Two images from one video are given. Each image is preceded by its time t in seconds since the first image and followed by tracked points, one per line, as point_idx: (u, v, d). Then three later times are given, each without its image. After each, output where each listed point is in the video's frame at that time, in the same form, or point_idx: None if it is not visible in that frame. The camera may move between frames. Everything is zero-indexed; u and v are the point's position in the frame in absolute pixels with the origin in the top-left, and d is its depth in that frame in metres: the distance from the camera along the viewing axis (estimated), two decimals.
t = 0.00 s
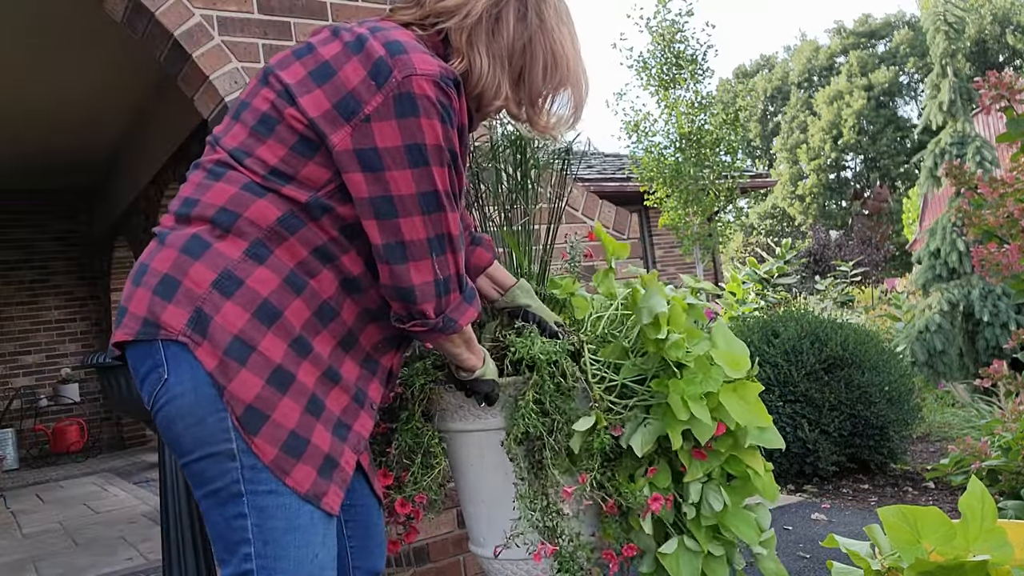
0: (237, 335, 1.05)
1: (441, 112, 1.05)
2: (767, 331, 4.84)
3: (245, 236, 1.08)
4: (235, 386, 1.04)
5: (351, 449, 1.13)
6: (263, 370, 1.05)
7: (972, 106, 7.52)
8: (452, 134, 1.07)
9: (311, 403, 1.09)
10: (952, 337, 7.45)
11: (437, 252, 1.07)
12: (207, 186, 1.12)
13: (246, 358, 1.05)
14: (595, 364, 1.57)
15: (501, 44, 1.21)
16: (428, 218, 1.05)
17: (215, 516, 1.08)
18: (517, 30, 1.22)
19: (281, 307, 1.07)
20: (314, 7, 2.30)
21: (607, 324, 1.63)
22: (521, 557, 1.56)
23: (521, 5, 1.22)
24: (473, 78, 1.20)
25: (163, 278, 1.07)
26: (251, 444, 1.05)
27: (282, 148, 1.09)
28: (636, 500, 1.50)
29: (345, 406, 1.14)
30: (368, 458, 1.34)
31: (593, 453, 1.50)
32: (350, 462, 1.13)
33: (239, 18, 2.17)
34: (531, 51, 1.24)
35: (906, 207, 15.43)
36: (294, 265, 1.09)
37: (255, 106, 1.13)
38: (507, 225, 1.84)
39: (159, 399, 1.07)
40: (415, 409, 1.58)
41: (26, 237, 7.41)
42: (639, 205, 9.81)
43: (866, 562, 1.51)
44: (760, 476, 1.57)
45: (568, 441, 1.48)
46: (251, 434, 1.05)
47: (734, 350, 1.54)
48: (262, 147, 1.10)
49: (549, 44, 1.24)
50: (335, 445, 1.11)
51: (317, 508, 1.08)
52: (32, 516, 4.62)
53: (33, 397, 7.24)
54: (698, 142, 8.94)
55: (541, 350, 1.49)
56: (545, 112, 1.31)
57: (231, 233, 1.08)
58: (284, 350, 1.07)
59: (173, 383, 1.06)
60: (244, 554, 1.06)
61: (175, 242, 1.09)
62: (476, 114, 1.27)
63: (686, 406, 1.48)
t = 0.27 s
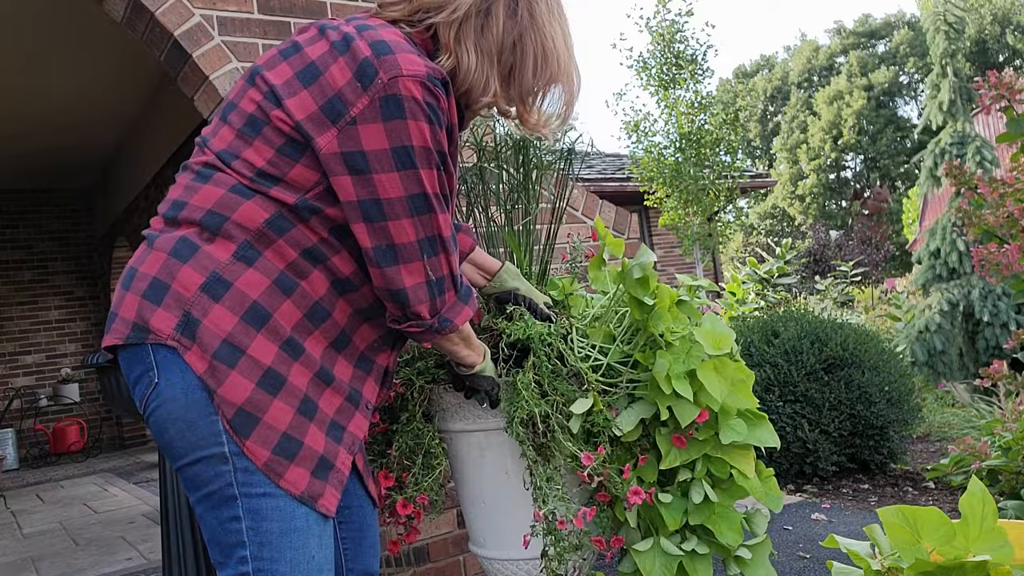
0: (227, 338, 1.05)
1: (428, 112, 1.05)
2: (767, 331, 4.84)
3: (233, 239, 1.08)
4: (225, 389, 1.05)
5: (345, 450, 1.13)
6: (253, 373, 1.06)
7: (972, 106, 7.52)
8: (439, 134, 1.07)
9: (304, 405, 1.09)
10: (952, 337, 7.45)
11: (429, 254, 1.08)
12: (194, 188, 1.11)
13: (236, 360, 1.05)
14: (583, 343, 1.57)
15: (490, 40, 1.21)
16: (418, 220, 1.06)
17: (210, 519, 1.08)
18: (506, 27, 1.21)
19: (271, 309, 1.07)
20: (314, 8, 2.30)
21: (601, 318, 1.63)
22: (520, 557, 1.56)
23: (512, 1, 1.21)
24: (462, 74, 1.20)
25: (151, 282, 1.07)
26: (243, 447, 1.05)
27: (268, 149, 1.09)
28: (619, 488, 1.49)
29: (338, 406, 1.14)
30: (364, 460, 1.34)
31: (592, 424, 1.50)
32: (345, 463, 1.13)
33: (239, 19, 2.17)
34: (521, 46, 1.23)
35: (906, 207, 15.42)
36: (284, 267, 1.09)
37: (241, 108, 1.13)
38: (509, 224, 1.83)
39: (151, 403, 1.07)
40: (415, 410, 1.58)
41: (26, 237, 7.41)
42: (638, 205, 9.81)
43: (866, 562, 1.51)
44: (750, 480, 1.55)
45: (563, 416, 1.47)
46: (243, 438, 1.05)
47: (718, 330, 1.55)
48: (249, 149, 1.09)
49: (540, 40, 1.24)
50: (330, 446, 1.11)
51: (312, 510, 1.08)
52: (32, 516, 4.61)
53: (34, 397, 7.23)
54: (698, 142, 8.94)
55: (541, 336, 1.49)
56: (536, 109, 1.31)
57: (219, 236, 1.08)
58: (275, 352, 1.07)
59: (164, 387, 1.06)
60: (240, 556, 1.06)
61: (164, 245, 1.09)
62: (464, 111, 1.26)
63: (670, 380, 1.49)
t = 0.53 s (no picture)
0: (218, 337, 1.05)
1: (416, 105, 1.04)
2: (766, 331, 4.83)
3: (226, 237, 1.08)
4: (216, 389, 1.05)
5: (337, 452, 1.13)
6: (245, 372, 1.06)
7: (972, 106, 7.52)
8: (427, 128, 1.06)
9: (296, 405, 1.09)
10: (952, 337, 7.46)
11: (400, 255, 1.05)
12: (187, 186, 1.12)
13: (228, 359, 1.05)
14: (565, 338, 1.53)
15: (487, 40, 1.21)
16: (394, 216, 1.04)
17: (202, 519, 1.08)
18: (504, 28, 1.21)
19: (264, 309, 1.08)
20: (314, 9, 2.30)
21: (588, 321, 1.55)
22: (521, 558, 1.56)
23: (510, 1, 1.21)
24: (458, 75, 1.20)
25: (144, 281, 1.08)
26: (235, 447, 1.05)
27: (258, 145, 1.09)
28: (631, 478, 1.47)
29: (331, 408, 1.13)
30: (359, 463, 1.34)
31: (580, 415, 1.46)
32: (336, 465, 1.12)
33: (239, 19, 2.17)
34: (518, 48, 1.23)
35: (906, 207, 15.42)
36: (277, 265, 1.09)
37: (233, 105, 1.13)
38: (507, 224, 1.82)
39: (143, 402, 1.08)
40: (414, 409, 1.59)
41: (26, 238, 7.42)
42: (639, 205, 9.81)
43: (866, 562, 1.51)
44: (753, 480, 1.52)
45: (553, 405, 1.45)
46: (234, 438, 1.05)
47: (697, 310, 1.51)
48: (239, 146, 1.10)
49: (537, 41, 1.24)
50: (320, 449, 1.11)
51: (304, 512, 1.08)
52: (33, 516, 4.61)
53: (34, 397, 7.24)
54: (698, 142, 8.94)
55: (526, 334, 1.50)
56: (533, 110, 1.31)
57: (211, 234, 1.08)
58: (267, 351, 1.08)
59: (156, 386, 1.06)
60: (232, 557, 1.06)
61: (157, 244, 1.10)
62: (462, 112, 1.26)
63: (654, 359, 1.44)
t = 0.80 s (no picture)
0: (231, 333, 1.05)
1: (416, 90, 1.04)
2: (766, 331, 4.83)
3: (238, 232, 1.08)
4: (228, 384, 1.05)
5: (347, 449, 1.13)
6: (257, 368, 1.06)
7: (972, 106, 7.53)
8: (424, 115, 1.05)
9: (305, 402, 1.09)
10: (952, 337, 7.46)
11: (370, 238, 1.00)
12: (199, 182, 1.11)
13: (240, 355, 1.05)
14: (572, 342, 1.51)
15: (494, 29, 1.21)
16: (374, 197, 1.01)
17: (205, 516, 1.07)
18: (509, 16, 1.21)
19: (277, 304, 1.08)
20: (314, 9, 2.30)
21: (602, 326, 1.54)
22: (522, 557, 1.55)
23: None
24: (466, 64, 1.20)
25: (156, 275, 1.07)
26: (243, 443, 1.05)
27: (264, 138, 1.09)
28: (631, 487, 1.46)
29: (342, 405, 1.13)
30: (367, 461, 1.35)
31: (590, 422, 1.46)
32: (346, 462, 1.12)
33: (239, 19, 2.17)
34: (524, 36, 1.23)
35: (906, 207, 15.41)
36: (290, 260, 1.09)
37: (239, 99, 1.12)
38: (508, 225, 1.82)
39: (152, 397, 1.08)
40: (415, 409, 1.58)
41: (26, 238, 7.42)
42: (638, 205, 9.80)
43: (866, 562, 1.51)
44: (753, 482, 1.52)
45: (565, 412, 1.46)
46: (243, 434, 1.05)
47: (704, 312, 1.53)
48: (247, 140, 1.09)
49: (541, 28, 1.24)
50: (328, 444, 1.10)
51: (310, 510, 1.08)
52: (33, 516, 4.61)
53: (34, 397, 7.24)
54: (698, 142, 8.94)
55: (537, 350, 1.46)
56: (538, 99, 1.32)
57: (224, 229, 1.08)
58: (279, 347, 1.08)
59: (167, 380, 1.06)
60: (232, 554, 1.05)
61: (169, 239, 1.09)
62: (470, 99, 1.26)
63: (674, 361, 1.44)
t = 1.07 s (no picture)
0: (262, 324, 1.04)
1: (436, 79, 1.04)
2: (766, 331, 4.83)
3: (263, 224, 1.07)
4: (264, 374, 1.04)
5: (375, 433, 1.14)
6: (291, 357, 1.05)
7: (972, 106, 7.53)
8: (444, 103, 1.05)
9: (339, 387, 1.09)
10: (952, 337, 7.46)
11: (395, 221, 1.01)
12: (217, 177, 1.10)
13: (273, 345, 1.05)
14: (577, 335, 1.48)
15: (499, 24, 1.21)
16: (397, 181, 1.01)
17: (249, 508, 1.05)
18: (513, 12, 1.21)
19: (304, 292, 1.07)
20: (314, 9, 2.30)
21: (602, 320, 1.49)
22: (513, 557, 1.56)
23: None
24: (473, 59, 1.20)
25: (181, 270, 1.05)
26: (286, 429, 1.04)
27: (286, 131, 1.08)
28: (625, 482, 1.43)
29: (366, 390, 1.14)
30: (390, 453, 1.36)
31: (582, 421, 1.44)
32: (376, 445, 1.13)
33: (239, 18, 2.17)
34: (526, 32, 1.23)
35: (907, 207, 15.40)
36: (312, 253, 1.08)
37: (256, 94, 1.11)
38: (507, 225, 1.82)
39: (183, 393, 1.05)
40: (415, 410, 1.58)
41: (26, 238, 7.42)
42: (639, 205, 9.80)
43: (865, 562, 1.51)
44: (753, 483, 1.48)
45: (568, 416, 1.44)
46: (284, 421, 1.04)
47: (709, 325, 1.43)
48: (269, 133, 1.08)
49: (543, 26, 1.23)
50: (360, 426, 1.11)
51: (355, 490, 1.08)
52: (33, 516, 4.61)
53: (34, 397, 7.24)
54: (698, 142, 8.94)
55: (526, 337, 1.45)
56: (537, 92, 1.32)
57: (248, 222, 1.07)
58: (308, 336, 1.07)
59: (198, 376, 1.04)
60: (285, 541, 1.04)
61: (190, 235, 1.08)
62: (477, 92, 1.27)
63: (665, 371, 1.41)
